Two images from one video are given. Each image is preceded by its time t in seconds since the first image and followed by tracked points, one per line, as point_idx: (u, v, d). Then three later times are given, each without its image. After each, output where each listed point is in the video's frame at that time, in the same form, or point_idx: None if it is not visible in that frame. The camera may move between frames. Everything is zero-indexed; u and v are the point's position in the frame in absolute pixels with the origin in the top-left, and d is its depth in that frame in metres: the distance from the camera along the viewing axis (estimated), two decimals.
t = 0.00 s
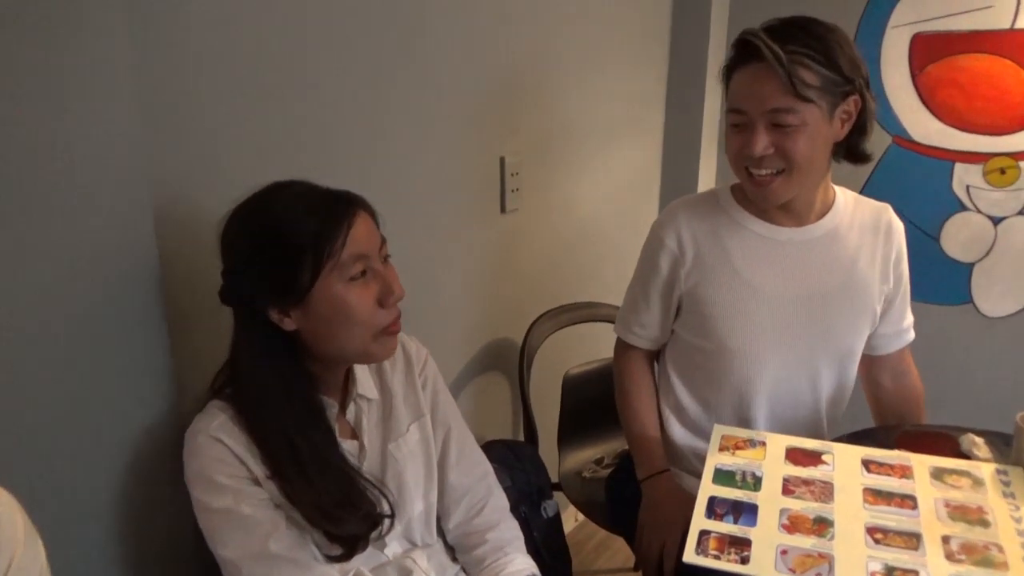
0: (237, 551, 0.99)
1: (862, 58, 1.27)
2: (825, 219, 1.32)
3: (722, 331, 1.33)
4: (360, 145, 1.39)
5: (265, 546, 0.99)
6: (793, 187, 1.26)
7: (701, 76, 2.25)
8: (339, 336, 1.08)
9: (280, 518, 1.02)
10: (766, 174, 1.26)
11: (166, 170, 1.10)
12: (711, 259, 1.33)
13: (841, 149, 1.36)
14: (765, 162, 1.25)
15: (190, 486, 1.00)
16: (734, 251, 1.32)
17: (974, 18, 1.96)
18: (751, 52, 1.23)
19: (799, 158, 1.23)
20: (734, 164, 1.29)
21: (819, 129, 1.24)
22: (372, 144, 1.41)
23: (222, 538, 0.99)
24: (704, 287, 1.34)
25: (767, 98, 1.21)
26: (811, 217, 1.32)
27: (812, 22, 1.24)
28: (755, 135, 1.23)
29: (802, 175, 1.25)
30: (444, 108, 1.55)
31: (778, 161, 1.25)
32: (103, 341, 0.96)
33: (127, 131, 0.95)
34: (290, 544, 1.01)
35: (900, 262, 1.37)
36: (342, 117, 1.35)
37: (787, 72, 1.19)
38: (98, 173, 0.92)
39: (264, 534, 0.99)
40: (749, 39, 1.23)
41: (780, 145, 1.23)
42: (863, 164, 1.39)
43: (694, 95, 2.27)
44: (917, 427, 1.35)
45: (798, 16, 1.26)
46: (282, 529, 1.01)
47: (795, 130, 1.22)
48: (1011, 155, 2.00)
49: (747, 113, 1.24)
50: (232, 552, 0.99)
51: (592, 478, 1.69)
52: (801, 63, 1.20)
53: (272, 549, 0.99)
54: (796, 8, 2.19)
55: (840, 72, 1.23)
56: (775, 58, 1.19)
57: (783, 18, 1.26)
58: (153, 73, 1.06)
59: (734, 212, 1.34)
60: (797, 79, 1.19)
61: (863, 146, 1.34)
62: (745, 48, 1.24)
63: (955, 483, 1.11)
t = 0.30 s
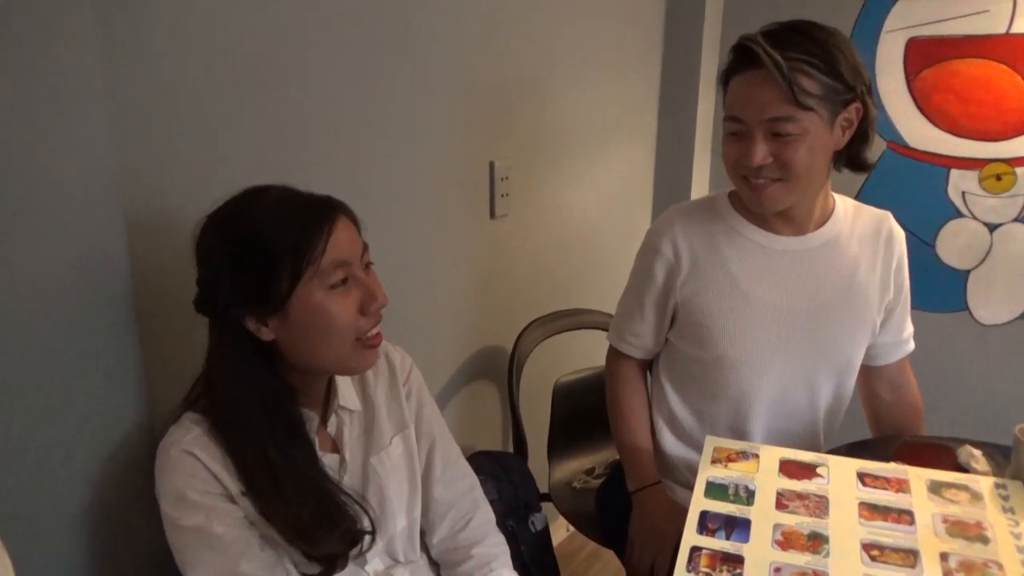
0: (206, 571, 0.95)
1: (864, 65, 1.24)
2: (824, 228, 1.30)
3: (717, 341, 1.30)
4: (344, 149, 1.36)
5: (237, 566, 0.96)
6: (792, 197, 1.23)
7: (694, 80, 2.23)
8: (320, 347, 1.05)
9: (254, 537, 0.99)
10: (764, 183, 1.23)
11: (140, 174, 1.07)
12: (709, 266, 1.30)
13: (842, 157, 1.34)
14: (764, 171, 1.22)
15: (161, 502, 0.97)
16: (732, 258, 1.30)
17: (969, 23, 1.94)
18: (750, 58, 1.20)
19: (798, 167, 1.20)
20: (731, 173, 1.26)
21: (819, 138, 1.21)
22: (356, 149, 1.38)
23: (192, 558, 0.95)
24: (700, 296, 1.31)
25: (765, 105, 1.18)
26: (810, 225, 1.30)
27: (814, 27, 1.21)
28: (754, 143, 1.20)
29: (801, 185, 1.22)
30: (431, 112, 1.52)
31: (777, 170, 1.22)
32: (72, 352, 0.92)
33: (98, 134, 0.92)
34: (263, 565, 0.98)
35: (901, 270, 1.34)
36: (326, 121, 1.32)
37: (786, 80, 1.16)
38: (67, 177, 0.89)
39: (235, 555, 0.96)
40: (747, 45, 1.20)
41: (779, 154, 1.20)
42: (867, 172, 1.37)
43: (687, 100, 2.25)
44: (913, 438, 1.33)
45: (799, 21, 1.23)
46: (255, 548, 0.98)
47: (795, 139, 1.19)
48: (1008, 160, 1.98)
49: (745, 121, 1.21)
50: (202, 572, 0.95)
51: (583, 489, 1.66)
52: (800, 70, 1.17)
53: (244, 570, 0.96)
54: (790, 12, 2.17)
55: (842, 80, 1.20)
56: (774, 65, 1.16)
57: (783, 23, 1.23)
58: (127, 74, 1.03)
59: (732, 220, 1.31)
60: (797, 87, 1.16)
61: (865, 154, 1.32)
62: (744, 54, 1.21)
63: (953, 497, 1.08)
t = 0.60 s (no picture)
0: None
1: (864, 76, 1.19)
2: (824, 231, 1.26)
3: (714, 347, 1.27)
4: (328, 148, 1.32)
5: None
6: (788, 215, 1.20)
7: (687, 79, 2.20)
8: (308, 352, 1.01)
9: (218, 559, 0.97)
10: (760, 204, 1.20)
11: (113, 173, 1.04)
12: (707, 269, 1.27)
13: (843, 165, 1.32)
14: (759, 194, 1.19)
15: (125, 517, 0.93)
16: (730, 262, 1.26)
17: (966, 22, 1.91)
18: (743, 79, 1.16)
19: (795, 189, 1.17)
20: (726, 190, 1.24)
21: (817, 158, 1.17)
22: (341, 148, 1.35)
23: None
24: (696, 301, 1.28)
25: (760, 129, 1.14)
26: (810, 230, 1.27)
27: (810, 41, 1.15)
28: (748, 167, 1.17)
29: (797, 204, 1.19)
30: (421, 110, 1.49)
31: (774, 193, 1.18)
32: (38, 357, 0.89)
33: (66, 130, 0.88)
34: None
35: (900, 273, 1.31)
36: (310, 120, 1.28)
37: (780, 103, 1.12)
38: (33, 174, 0.85)
39: None
40: (740, 66, 1.16)
41: (776, 177, 1.17)
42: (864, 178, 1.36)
43: (681, 100, 2.22)
44: (910, 444, 1.30)
45: (797, 33, 1.17)
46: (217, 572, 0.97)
47: (791, 163, 1.15)
48: (1005, 161, 1.95)
49: (740, 143, 1.18)
50: None
51: (574, 496, 1.63)
52: (795, 93, 1.13)
53: None
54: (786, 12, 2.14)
55: (841, 98, 1.16)
56: (767, 90, 1.12)
57: (779, 37, 1.18)
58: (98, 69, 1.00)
59: (731, 223, 1.28)
60: (792, 110, 1.12)
61: (866, 162, 1.30)
62: (736, 73, 1.17)
63: (953, 507, 1.05)
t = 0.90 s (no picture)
0: None
1: (866, 67, 1.18)
2: (818, 235, 1.24)
3: (707, 351, 1.23)
4: (310, 145, 1.28)
5: None
6: (785, 204, 1.17)
7: (679, 79, 2.17)
8: (286, 355, 0.97)
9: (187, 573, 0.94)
10: (758, 190, 1.16)
11: (81, 168, 1.00)
12: (702, 272, 1.24)
13: (840, 162, 1.29)
14: (758, 179, 1.15)
15: (90, 530, 0.89)
16: (723, 265, 1.23)
17: (960, 23, 1.89)
18: (746, 57, 1.13)
19: (794, 175, 1.14)
20: (722, 178, 1.20)
21: (818, 143, 1.14)
22: (323, 145, 1.31)
23: None
24: (687, 305, 1.24)
25: (762, 108, 1.11)
26: (804, 233, 1.24)
27: (814, 25, 1.13)
28: (748, 149, 1.13)
29: (795, 193, 1.16)
30: (406, 107, 1.45)
31: (772, 177, 1.15)
32: None
33: (27, 123, 0.84)
34: None
35: (898, 277, 1.28)
36: (290, 115, 1.24)
37: (784, 82, 1.09)
38: None
39: None
40: (744, 42, 1.13)
41: (774, 161, 1.13)
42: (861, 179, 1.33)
43: (673, 101, 2.19)
44: (905, 452, 1.27)
45: (800, 19, 1.15)
46: None
47: (791, 146, 1.12)
48: (999, 165, 1.93)
49: (740, 125, 1.14)
50: None
51: (562, 503, 1.60)
52: (798, 72, 1.10)
53: None
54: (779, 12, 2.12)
55: (842, 82, 1.14)
56: (772, 65, 1.09)
57: (782, 21, 1.16)
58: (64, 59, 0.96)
59: (724, 226, 1.25)
60: (796, 90, 1.10)
61: (863, 161, 1.27)
62: (739, 53, 1.14)
63: (950, 518, 1.02)
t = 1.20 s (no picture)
0: None
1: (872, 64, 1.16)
2: (819, 235, 1.22)
3: (707, 352, 1.22)
4: (305, 141, 1.26)
5: None
6: (788, 203, 1.15)
7: (678, 80, 2.15)
8: (277, 354, 0.95)
9: None
10: (761, 187, 1.14)
11: (70, 163, 0.97)
12: (702, 272, 1.22)
13: (843, 161, 1.27)
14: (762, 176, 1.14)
15: (75, 533, 0.87)
16: (724, 266, 1.22)
17: (961, 26, 1.88)
18: (752, 52, 1.12)
19: (799, 173, 1.12)
20: (724, 176, 1.18)
21: (822, 141, 1.13)
22: (319, 143, 1.29)
23: None
24: (687, 306, 1.23)
25: (767, 103, 1.10)
26: (805, 233, 1.22)
27: (820, 20, 1.12)
28: (753, 146, 1.12)
29: (798, 191, 1.14)
30: (403, 105, 1.43)
31: (776, 175, 1.13)
32: None
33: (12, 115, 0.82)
34: None
35: (899, 279, 1.27)
36: (285, 111, 1.22)
37: (791, 77, 1.08)
38: None
39: None
40: (750, 37, 1.11)
41: (779, 158, 1.12)
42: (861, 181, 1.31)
43: (671, 102, 2.18)
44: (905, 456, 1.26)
45: (804, 14, 1.14)
46: None
47: (797, 142, 1.11)
48: (1000, 168, 1.92)
49: (745, 121, 1.13)
50: None
51: (558, 505, 1.58)
52: (805, 68, 1.09)
53: None
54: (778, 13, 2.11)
55: (847, 79, 1.12)
56: (779, 60, 1.08)
57: (788, 15, 1.14)
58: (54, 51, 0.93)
59: (724, 226, 1.23)
60: (802, 85, 1.08)
61: (864, 163, 1.26)
62: (744, 48, 1.13)
63: (953, 524, 1.01)
